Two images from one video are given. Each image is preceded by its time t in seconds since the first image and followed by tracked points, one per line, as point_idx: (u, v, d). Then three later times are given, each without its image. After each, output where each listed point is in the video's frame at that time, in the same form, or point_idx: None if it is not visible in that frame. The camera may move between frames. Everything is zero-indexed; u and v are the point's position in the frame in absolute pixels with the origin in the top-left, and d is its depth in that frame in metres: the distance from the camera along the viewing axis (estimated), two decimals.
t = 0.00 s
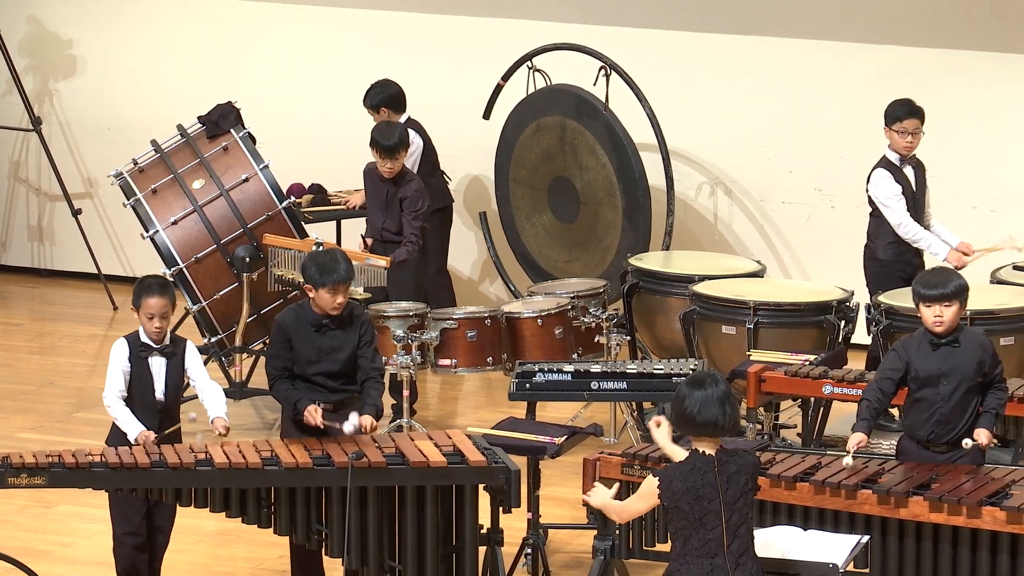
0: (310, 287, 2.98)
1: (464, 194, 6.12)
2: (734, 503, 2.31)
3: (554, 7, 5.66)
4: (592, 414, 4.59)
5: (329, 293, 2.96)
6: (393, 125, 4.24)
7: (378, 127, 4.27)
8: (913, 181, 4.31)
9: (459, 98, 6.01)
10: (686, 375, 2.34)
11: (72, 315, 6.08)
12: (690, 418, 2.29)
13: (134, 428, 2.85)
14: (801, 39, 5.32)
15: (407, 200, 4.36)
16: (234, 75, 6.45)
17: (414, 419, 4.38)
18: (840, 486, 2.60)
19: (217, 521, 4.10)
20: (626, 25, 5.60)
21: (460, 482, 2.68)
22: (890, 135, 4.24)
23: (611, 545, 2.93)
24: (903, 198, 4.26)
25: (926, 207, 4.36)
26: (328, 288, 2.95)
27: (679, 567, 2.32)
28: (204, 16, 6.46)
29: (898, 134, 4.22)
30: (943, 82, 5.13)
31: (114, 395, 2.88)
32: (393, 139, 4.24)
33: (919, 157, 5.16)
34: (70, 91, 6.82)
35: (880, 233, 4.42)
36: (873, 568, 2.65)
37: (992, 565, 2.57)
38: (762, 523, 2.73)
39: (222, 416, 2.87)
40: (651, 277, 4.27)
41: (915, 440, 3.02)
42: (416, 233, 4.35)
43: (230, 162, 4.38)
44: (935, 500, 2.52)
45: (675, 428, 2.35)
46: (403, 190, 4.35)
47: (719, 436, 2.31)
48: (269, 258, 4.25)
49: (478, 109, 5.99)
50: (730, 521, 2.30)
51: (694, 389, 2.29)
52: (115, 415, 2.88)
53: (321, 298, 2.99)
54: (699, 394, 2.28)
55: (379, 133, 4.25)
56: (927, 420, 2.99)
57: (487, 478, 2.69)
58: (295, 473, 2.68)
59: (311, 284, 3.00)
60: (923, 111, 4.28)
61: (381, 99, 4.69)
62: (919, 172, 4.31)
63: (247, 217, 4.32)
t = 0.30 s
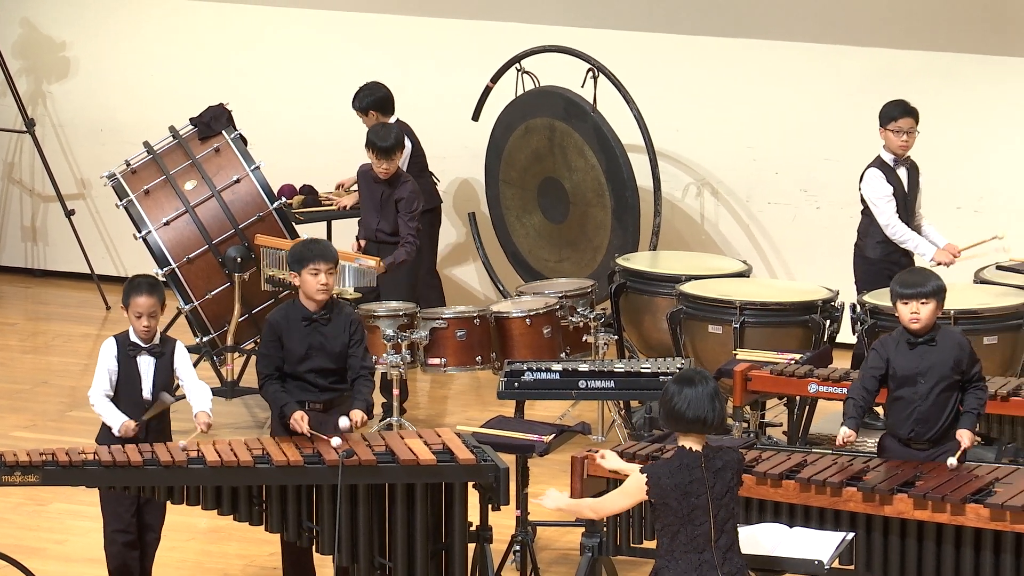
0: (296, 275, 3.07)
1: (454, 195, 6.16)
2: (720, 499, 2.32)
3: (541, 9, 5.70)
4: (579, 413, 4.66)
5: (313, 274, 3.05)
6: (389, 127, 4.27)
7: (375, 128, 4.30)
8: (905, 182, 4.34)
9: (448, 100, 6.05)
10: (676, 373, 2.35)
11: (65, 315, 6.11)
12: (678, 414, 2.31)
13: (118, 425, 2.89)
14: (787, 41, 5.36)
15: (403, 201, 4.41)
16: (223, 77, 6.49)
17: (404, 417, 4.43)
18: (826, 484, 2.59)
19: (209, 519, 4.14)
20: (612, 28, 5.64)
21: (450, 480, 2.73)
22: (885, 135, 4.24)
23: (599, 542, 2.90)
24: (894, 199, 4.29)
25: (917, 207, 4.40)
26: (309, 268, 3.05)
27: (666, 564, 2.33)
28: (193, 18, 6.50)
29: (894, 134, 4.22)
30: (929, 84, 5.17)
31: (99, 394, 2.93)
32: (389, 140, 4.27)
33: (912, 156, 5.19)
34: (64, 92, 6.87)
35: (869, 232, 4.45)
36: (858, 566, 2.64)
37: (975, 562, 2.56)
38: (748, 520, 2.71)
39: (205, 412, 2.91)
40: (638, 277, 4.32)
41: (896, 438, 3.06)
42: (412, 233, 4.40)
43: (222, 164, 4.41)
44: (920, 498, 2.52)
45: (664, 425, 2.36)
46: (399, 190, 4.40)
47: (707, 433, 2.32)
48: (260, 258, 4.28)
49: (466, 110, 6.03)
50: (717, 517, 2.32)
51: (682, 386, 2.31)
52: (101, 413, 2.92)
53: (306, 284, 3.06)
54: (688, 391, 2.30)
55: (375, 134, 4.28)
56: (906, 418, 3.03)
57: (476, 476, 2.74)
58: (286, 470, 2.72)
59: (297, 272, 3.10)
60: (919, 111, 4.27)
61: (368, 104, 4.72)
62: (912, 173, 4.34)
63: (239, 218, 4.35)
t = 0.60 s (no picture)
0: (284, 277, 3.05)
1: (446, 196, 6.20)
2: (708, 498, 2.34)
3: (530, 13, 5.73)
4: (570, 412, 4.70)
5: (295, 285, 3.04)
6: (375, 128, 4.30)
7: (360, 129, 4.32)
8: (898, 182, 4.36)
9: (439, 102, 6.09)
10: (670, 371, 2.37)
11: (59, 315, 6.15)
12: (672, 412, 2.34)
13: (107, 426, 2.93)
14: (775, 44, 5.39)
15: (390, 202, 4.44)
16: (216, 80, 6.53)
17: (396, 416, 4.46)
18: (814, 482, 2.58)
19: (202, 517, 4.18)
20: (600, 31, 5.68)
21: (440, 479, 2.76)
22: (874, 134, 4.28)
23: (589, 540, 2.91)
24: (886, 199, 4.31)
25: (909, 209, 4.43)
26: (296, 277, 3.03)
27: (652, 560, 2.35)
28: (185, 21, 6.54)
29: (883, 131, 4.26)
30: (917, 86, 5.20)
31: (89, 393, 2.97)
32: (375, 141, 4.30)
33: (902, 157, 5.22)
34: (58, 95, 6.91)
35: (864, 231, 4.47)
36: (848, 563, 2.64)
37: (960, 560, 2.56)
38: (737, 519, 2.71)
39: (184, 415, 2.94)
40: (627, 277, 4.36)
41: (882, 437, 3.05)
42: (401, 233, 4.43)
43: (214, 165, 4.45)
44: (907, 496, 2.51)
45: (657, 421, 2.38)
46: (387, 191, 4.43)
47: (701, 429, 2.35)
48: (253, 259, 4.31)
49: (457, 113, 6.06)
50: (704, 516, 2.33)
51: (678, 385, 2.33)
52: (91, 414, 2.96)
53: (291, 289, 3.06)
54: (685, 390, 2.32)
55: (360, 134, 4.31)
56: (891, 414, 3.02)
57: (467, 475, 2.76)
58: (279, 469, 2.75)
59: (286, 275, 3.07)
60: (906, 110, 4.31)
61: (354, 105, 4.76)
62: (904, 172, 4.36)
63: (232, 219, 4.39)
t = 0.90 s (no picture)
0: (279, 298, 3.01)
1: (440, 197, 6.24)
2: (702, 501, 2.33)
3: (521, 15, 5.77)
4: (563, 410, 4.75)
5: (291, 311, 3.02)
6: (346, 129, 4.32)
7: (331, 131, 4.35)
8: (886, 181, 4.40)
9: (432, 104, 6.13)
10: (676, 372, 2.38)
11: (55, 315, 6.18)
12: (678, 410, 2.35)
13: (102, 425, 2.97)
14: (765, 46, 5.42)
15: (369, 201, 4.48)
16: (210, 82, 6.57)
17: (389, 415, 4.50)
18: (803, 480, 2.61)
19: (198, 515, 4.22)
20: (591, 33, 5.72)
21: (433, 477, 2.80)
22: (861, 134, 4.32)
23: (582, 538, 2.93)
24: (875, 201, 4.35)
25: (899, 208, 4.46)
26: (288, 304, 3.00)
27: (643, 558, 2.35)
28: (179, 23, 6.58)
29: (870, 131, 4.30)
30: (906, 87, 5.24)
31: (84, 393, 3.00)
32: (347, 143, 4.32)
33: (891, 157, 5.26)
34: (54, 96, 6.94)
35: (852, 232, 4.51)
36: (836, 560, 2.67)
37: (949, 555, 2.59)
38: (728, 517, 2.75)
39: (180, 414, 2.99)
40: (619, 277, 4.40)
41: (870, 432, 3.08)
42: (383, 230, 4.50)
43: (209, 166, 4.49)
44: (895, 494, 2.54)
45: (663, 419, 2.38)
46: (365, 190, 4.47)
47: (705, 429, 2.36)
48: (247, 259, 4.37)
49: (450, 114, 6.10)
50: (696, 518, 2.32)
51: (685, 383, 2.35)
52: (87, 413, 3.00)
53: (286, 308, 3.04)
54: (694, 388, 2.34)
55: (332, 138, 4.33)
56: (878, 410, 3.05)
57: (460, 473, 2.81)
58: (274, 467, 2.79)
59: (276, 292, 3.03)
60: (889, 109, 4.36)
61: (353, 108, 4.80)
62: (893, 172, 4.40)
63: (227, 220, 4.43)
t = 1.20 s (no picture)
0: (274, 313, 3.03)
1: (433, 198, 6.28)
2: (703, 501, 2.35)
3: (511, 17, 5.81)
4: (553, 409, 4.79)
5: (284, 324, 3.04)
6: (319, 130, 4.40)
7: (306, 133, 4.42)
8: (868, 182, 4.44)
9: (424, 106, 6.16)
10: (687, 371, 2.43)
11: (51, 315, 6.22)
12: (690, 408, 2.41)
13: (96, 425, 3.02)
14: (754, 47, 5.46)
15: (347, 199, 4.53)
16: (204, 84, 6.61)
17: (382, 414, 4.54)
18: (792, 478, 2.63)
19: (192, 513, 4.26)
20: (582, 35, 5.75)
21: (425, 474, 2.84)
22: (841, 135, 4.39)
23: (572, 535, 2.93)
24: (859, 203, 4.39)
25: (881, 208, 4.51)
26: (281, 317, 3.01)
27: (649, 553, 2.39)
28: (173, 26, 6.62)
29: (849, 132, 4.37)
30: (894, 88, 5.28)
31: (78, 393, 3.05)
32: (319, 144, 4.38)
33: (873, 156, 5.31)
34: (50, 98, 6.99)
35: (837, 233, 4.55)
36: (823, 557, 2.68)
37: (936, 553, 2.61)
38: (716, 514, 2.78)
39: (171, 413, 3.03)
40: (609, 277, 4.44)
41: (864, 432, 3.12)
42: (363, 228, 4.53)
43: (203, 167, 4.53)
44: (883, 492, 2.57)
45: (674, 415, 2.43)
46: (343, 189, 4.52)
47: (715, 426, 2.42)
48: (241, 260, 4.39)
49: (441, 115, 6.14)
50: (696, 518, 2.35)
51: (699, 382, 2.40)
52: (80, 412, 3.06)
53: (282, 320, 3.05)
54: (706, 386, 2.39)
55: (305, 138, 4.41)
56: (871, 410, 3.09)
57: (452, 470, 2.84)
58: (267, 465, 2.83)
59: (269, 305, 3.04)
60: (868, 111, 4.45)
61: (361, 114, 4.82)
62: (874, 172, 4.44)
63: (220, 220, 4.47)
